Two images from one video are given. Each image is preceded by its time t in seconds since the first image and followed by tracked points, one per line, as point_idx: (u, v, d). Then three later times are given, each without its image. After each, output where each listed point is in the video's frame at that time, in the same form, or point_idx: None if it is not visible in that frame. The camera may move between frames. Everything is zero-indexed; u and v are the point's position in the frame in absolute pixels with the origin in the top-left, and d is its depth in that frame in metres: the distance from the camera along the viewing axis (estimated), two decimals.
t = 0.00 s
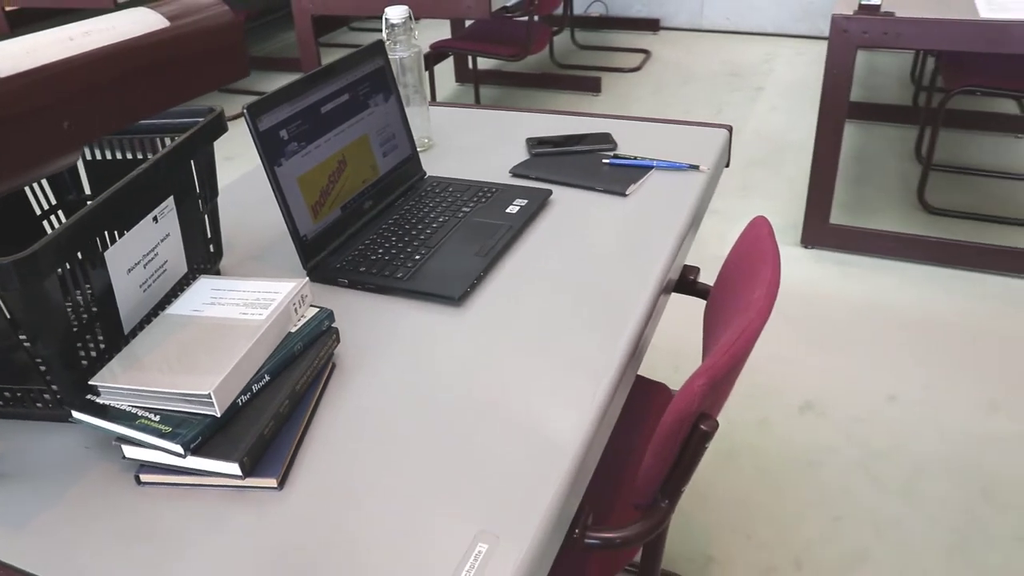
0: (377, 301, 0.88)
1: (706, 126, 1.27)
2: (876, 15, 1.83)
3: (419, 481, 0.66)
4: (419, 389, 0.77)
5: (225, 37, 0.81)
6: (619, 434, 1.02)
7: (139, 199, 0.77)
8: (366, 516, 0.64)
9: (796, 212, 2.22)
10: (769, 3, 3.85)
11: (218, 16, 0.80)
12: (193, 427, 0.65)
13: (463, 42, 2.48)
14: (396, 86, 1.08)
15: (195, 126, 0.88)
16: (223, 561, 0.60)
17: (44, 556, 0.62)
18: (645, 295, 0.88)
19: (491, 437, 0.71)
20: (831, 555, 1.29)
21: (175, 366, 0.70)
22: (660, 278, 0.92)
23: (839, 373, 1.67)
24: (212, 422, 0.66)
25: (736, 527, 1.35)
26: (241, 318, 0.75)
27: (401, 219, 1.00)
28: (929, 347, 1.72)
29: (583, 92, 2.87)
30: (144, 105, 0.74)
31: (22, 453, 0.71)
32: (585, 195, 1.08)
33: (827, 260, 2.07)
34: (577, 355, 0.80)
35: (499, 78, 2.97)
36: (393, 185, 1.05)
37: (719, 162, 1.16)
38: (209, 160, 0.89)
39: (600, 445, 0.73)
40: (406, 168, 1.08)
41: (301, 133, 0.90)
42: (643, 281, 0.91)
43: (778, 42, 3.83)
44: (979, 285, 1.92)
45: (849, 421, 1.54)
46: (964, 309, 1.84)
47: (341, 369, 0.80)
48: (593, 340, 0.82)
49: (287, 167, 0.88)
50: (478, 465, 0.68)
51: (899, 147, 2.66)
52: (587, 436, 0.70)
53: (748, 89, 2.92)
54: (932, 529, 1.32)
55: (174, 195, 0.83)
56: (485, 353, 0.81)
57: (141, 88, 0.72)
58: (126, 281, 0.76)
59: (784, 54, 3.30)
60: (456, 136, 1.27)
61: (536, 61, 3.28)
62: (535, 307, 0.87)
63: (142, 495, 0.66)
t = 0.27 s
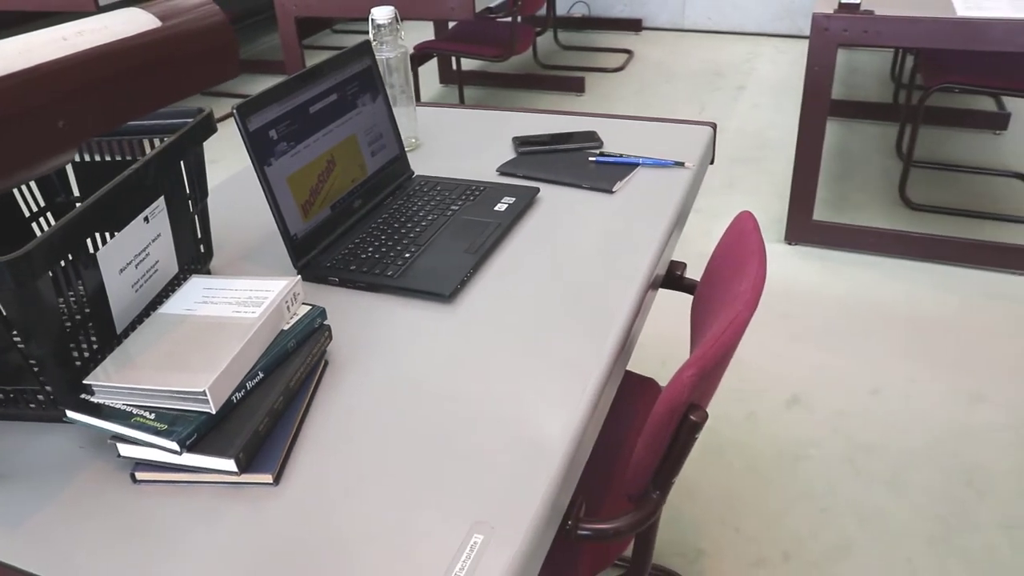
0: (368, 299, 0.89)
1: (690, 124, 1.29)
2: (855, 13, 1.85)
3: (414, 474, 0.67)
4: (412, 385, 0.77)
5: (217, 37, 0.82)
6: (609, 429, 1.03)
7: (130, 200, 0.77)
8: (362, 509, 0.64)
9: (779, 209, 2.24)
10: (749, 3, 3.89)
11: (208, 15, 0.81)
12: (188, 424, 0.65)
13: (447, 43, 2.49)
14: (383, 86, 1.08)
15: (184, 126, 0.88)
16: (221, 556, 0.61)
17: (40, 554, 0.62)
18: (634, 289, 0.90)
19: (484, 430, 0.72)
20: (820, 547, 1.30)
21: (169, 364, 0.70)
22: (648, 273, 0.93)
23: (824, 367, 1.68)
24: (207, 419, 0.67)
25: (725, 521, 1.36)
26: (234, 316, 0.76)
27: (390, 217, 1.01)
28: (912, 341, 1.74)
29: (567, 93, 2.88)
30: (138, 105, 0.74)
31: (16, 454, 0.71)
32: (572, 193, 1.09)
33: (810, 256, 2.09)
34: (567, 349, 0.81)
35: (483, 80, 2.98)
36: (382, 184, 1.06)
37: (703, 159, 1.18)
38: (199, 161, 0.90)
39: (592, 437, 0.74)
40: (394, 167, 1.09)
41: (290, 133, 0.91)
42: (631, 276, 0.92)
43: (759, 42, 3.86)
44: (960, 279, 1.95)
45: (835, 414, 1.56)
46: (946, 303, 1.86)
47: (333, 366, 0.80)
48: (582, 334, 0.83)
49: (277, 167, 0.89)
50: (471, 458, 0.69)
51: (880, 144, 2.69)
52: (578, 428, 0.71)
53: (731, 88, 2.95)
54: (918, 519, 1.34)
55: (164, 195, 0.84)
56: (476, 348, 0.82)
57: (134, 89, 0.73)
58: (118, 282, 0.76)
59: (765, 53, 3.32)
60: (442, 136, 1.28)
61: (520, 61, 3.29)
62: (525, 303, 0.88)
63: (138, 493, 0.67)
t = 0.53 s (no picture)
0: (364, 297, 0.90)
1: (682, 122, 1.30)
2: (845, 13, 1.86)
3: (412, 468, 0.68)
4: (409, 381, 0.78)
5: (212, 38, 0.83)
6: (605, 424, 1.04)
7: (128, 199, 0.78)
8: (361, 503, 0.65)
9: (771, 208, 2.26)
10: (740, 3, 3.90)
11: (207, 14, 0.82)
12: (188, 419, 0.66)
13: (439, 44, 2.50)
14: (377, 86, 1.09)
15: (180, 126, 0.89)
16: (222, 550, 0.61)
17: (42, 549, 0.62)
18: (628, 285, 0.90)
19: (481, 424, 0.72)
20: (813, 542, 1.32)
21: (168, 361, 0.71)
22: (641, 269, 0.94)
23: (816, 364, 1.70)
24: (207, 414, 0.67)
25: (719, 516, 1.37)
26: (232, 314, 0.76)
27: (385, 216, 1.02)
28: (903, 338, 1.76)
29: (559, 94, 2.89)
30: (134, 105, 0.75)
31: (15, 451, 0.72)
32: (566, 191, 1.10)
33: (802, 254, 2.10)
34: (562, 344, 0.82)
35: (476, 81, 2.99)
36: (377, 183, 1.07)
37: (696, 157, 1.19)
38: (195, 160, 0.90)
39: (587, 430, 0.75)
40: (389, 166, 1.10)
41: (286, 132, 0.91)
42: (625, 272, 0.93)
43: (751, 42, 3.88)
44: (950, 277, 1.97)
45: (828, 410, 1.57)
46: (937, 300, 1.88)
47: (331, 362, 0.81)
48: (577, 329, 0.84)
49: (273, 166, 0.89)
50: (468, 452, 0.69)
51: (871, 143, 2.70)
52: (574, 422, 0.72)
53: (722, 88, 2.96)
54: (910, 514, 1.35)
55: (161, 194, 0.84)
56: (473, 344, 0.82)
57: (131, 88, 0.74)
58: (116, 280, 0.77)
59: (756, 53, 3.34)
60: (436, 135, 1.29)
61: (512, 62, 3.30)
62: (520, 299, 0.89)
63: (138, 488, 0.67)
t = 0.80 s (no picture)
0: (372, 292, 0.91)
1: (687, 122, 1.30)
2: (849, 13, 1.87)
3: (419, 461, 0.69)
4: (416, 375, 0.79)
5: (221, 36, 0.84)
6: (610, 420, 1.04)
7: (138, 194, 0.79)
8: (368, 495, 0.66)
9: (775, 208, 2.26)
10: (744, 4, 3.91)
11: (213, 14, 0.83)
12: (199, 411, 0.67)
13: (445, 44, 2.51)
14: (384, 84, 1.10)
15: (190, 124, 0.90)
16: (232, 540, 0.62)
17: (56, 538, 0.63)
18: (633, 282, 0.91)
19: (488, 417, 0.73)
20: (816, 539, 1.32)
21: (179, 354, 0.72)
22: (646, 266, 0.95)
23: (820, 363, 1.70)
24: (217, 406, 0.68)
25: (723, 514, 1.38)
26: (241, 308, 0.77)
27: (392, 213, 1.03)
28: (906, 337, 1.76)
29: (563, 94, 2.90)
30: (141, 103, 0.75)
31: (29, 442, 0.73)
32: (571, 189, 1.10)
33: (806, 254, 2.11)
34: (568, 340, 0.82)
35: (481, 81, 3.00)
36: (383, 180, 1.08)
37: (700, 156, 1.20)
38: (205, 156, 0.91)
39: (592, 424, 0.76)
40: (395, 164, 1.11)
41: (294, 129, 0.92)
42: (630, 268, 0.93)
43: (755, 42, 3.88)
44: (953, 277, 1.97)
45: (831, 409, 1.58)
46: (940, 300, 1.88)
47: (338, 357, 0.82)
48: (582, 325, 0.85)
49: (282, 163, 0.90)
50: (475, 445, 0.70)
51: (875, 144, 2.71)
52: (579, 416, 0.73)
53: (726, 89, 2.97)
54: (912, 513, 1.36)
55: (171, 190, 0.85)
56: (479, 340, 0.83)
57: (138, 86, 0.74)
58: (127, 274, 0.77)
59: (760, 54, 3.35)
60: (442, 134, 1.30)
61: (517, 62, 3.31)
62: (526, 295, 0.90)
63: (150, 479, 0.68)
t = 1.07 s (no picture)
0: (399, 285, 0.92)
1: (712, 121, 1.30)
2: (877, 14, 1.86)
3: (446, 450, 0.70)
4: (442, 367, 0.80)
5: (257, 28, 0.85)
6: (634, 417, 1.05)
7: (171, 186, 0.80)
8: (396, 482, 0.67)
9: (800, 210, 2.26)
10: (770, 5, 3.89)
11: (245, 10, 0.84)
12: (231, 397, 0.68)
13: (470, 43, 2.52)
14: (413, 80, 1.11)
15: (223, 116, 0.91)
16: (263, 524, 0.63)
17: (92, 518, 0.65)
18: (658, 279, 0.92)
19: (514, 409, 0.74)
20: (838, 541, 1.32)
21: (212, 341, 0.73)
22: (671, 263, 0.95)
23: (843, 365, 1.70)
24: (249, 392, 0.70)
25: (744, 513, 1.38)
26: (272, 297, 0.78)
27: (419, 208, 1.04)
28: (931, 340, 1.75)
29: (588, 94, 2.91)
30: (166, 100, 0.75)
31: (65, 426, 0.74)
32: (597, 186, 1.11)
33: (830, 257, 2.10)
34: (593, 334, 0.83)
35: (506, 80, 3.01)
36: (411, 175, 1.09)
37: (726, 155, 1.20)
38: (237, 149, 0.93)
39: (617, 418, 0.76)
40: (423, 159, 1.12)
41: (324, 123, 0.94)
42: (656, 265, 0.94)
43: (780, 44, 3.87)
44: (979, 281, 1.95)
45: (853, 411, 1.57)
46: (965, 304, 1.87)
47: (366, 347, 0.83)
48: (607, 321, 0.85)
49: (312, 156, 0.91)
50: (502, 436, 0.71)
51: (901, 146, 2.69)
52: (604, 409, 0.73)
53: (751, 90, 2.96)
54: (935, 516, 1.35)
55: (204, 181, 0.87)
56: (505, 333, 0.84)
57: (160, 84, 0.74)
58: (161, 263, 0.79)
59: (786, 55, 3.33)
60: (469, 130, 1.31)
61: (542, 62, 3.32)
62: (552, 290, 0.91)
63: (182, 463, 0.69)
